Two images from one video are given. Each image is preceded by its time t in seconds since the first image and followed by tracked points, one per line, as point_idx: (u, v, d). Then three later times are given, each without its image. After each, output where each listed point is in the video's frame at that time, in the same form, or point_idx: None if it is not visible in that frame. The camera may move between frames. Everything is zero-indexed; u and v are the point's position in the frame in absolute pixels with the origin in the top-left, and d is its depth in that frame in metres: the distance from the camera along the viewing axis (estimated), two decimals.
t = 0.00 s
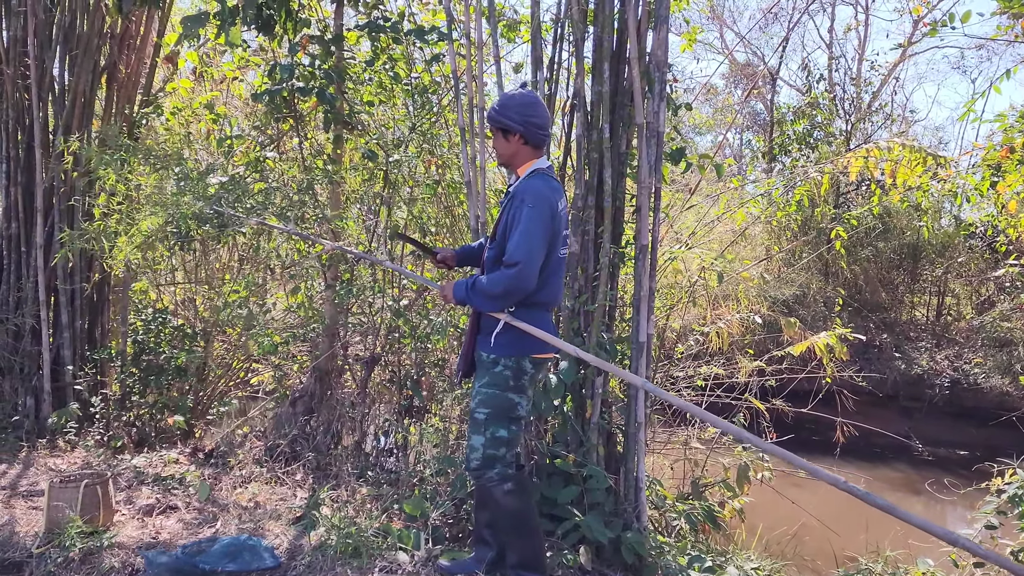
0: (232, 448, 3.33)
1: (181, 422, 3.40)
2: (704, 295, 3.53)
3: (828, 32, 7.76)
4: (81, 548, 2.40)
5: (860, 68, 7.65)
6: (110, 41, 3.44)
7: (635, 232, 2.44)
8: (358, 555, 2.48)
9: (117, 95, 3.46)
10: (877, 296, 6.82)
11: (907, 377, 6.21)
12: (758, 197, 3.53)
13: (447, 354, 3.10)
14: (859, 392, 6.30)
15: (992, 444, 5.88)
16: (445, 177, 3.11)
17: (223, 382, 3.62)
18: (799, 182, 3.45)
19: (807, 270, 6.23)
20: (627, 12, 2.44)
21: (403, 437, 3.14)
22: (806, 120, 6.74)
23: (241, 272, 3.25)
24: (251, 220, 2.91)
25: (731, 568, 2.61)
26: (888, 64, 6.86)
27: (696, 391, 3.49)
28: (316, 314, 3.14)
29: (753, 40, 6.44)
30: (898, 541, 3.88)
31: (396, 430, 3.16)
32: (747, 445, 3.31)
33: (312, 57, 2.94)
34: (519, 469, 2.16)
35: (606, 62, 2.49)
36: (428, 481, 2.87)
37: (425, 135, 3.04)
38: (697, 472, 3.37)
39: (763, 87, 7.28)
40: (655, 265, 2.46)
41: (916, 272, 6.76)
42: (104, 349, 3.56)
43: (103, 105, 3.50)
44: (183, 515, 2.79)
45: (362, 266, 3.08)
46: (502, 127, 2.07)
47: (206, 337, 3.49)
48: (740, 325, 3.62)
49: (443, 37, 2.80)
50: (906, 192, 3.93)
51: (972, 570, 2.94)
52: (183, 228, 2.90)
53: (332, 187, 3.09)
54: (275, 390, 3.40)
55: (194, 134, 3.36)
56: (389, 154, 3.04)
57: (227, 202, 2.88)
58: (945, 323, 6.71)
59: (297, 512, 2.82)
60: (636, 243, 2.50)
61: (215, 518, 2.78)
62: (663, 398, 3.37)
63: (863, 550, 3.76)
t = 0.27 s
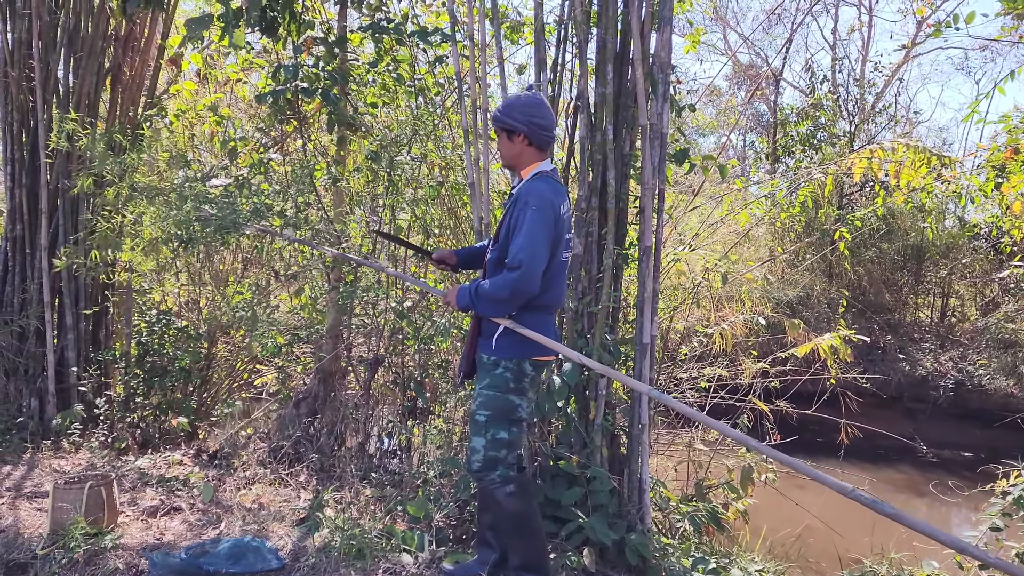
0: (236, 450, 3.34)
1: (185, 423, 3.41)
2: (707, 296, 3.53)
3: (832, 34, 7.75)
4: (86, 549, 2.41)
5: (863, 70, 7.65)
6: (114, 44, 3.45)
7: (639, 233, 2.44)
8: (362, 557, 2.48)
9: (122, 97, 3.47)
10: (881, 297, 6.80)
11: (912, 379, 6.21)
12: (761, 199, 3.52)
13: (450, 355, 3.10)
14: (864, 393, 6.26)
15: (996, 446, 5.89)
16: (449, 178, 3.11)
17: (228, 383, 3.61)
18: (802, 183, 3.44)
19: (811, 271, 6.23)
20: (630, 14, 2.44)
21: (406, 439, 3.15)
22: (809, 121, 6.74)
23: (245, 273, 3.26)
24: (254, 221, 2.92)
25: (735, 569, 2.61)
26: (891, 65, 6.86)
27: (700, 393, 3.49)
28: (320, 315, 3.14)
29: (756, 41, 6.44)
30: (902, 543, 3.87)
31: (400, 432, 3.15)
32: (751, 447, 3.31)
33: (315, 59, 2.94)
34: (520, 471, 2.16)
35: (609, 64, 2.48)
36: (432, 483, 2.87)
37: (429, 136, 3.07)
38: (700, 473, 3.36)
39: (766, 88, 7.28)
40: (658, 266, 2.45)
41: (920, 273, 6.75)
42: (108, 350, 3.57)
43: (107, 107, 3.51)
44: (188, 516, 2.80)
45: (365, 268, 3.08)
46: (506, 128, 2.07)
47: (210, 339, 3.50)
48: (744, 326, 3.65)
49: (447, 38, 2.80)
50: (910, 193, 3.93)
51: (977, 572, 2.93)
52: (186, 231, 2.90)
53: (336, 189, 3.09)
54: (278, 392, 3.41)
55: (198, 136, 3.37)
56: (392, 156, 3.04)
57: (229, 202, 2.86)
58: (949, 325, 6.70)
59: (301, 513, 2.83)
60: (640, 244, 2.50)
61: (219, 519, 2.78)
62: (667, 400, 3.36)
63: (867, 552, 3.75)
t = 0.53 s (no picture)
0: (237, 449, 3.34)
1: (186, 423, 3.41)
2: (708, 297, 3.53)
3: (834, 34, 7.75)
4: (87, 548, 2.40)
5: (865, 70, 7.65)
6: (115, 43, 3.45)
7: (641, 233, 2.44)
8: (363, 556, 2.48)
9: (123, 96, 3.48)
10: (883, 298, 6.80)
11: (913, 379, 6.21)
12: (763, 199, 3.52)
13: (451, 355, 3.11)
14: (865, 393, 6.25)
15: (997, 447, 5.89)
16: (450, 178, 3.12)
17: (229, 382, 3.60)
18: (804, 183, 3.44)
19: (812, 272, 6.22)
20: (632, 13, 2.43)
21: (408, 438, 3.15)
22: (811, 121, 6.74)
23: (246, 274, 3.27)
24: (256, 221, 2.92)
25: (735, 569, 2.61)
26: (893, 66, 6.85)
27: (702, 393, 3.49)
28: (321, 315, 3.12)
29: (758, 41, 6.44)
30: (903, 543, 3.87)
31: (401, 432, 3.16)
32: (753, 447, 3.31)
33: (317, 59, 2.94)
34: (520, 471, 2.16)
35: (611, 63, 2.48)
36: (433, 483, 2.87)
37: (430, 136, 3.08)
38: (702, 473, 3.36)
39: (767, 88, 7.27)
40: (660, 266, 2.45)
41: (922, 274, 6.74)
42: (109, 349, 3.57)
43: (109, 106, 3.52)
44: (189, 515, 2.79)
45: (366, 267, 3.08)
46: (508, 127, 2.07)
47: (211, 338, 3.50)
48: (745, 326, 3.64)
49: (449, 38, 2.80)
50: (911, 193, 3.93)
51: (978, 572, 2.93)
52: (188, 230, 2.90)
53: (337, 188, 3.10)
54: (279, 392, 3.39)
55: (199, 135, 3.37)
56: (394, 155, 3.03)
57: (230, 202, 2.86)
58: (950, 325, 6.70)
59: (302, 513, 2.82)
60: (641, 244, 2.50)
61: (219, 518, 2.78)
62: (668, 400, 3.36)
63: (868, 552, 3.75)
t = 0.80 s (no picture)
0: (236, 448, 3.34)
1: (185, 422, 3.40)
2: (708, 296, 3.53)
3: (834, 34, 7.75)
4: (85, 546, 2.40)
5: (866, 70, 7.64)
6: (115, 41, 3.45)
7: (640, 233, 2.44)
8: (362, 555, 2.48)
9: (123, 95, 3.47)
10: (883, 298, 6.79)
11: (912, 380, 6.21)
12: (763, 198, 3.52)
13: (451, 354, 3.10)
14: (865, 393, 6.25)
15: (996, 447, 5.89)
16: (450, 177, 3.12)
17: (228, 383, 3.59)
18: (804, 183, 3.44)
19: (812, 272, 6.22)
20: (632, 12, 2.43)
21: (407, 437, 3.15)
22: (811, 121, 6.74)
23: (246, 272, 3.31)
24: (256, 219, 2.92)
25: (734, 569, 2.61)
26: (894, 66, 6.85)
27: (701, 393, 3.49)
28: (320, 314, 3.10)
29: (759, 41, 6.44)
30: (902, 543, 3.88)
31: (400, 431, 3.16)
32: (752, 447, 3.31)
33: (317, 57, 2.92)
34: (519, 471, 2.16)
35: (611, 63, 2.48)
36: (432, 482, 2.87)
37: (430, 135, 3.04)
38: (701, 473, 3.36)
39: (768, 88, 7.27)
40: (659, 266, 2.45)
41: (922, 274, 6.74)
42: (108, 348, 3.57)
43: (109, 104, 3.51)
44: (187, 514, 2.79)
45: (365, 266, 3.07)
46: (500, 126, 2.07)
47: (211, 337, 3.50)
48: (744, 326, 3.65)
49: (449, 37, 2.80)
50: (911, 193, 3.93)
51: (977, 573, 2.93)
52: (187, 229, 2.90)
53: (337, 187, 3.09)
54: (279, 390, 3.41)
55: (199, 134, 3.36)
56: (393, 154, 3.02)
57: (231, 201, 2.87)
58: (950, 326, 6.70)
59: (301, 512, 2.82)
60: (641, 244, 2.50)
61: (218, 517, 2.78)
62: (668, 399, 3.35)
63: (867, 552, 3.76)
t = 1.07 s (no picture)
0: (236, 447, 3.34)
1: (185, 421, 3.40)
2: (709, 297, 3.53)
3: (835, 34, 7.74)
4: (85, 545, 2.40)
5: (866, 70, 7.64)
6: (116, 40, 3.44)
7: (641, 233, 2.44)
8: (362, 554, 2.48)
9: (124, 94, 3.48)
10: (883, 298, 6.78)
11: (912, 380, 6.22)
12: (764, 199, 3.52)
13: (451, 353, 3.11)
14: (865, 394, 6.25)
15: (996, 448, 5.89)
16: (450, 177, 3.13)
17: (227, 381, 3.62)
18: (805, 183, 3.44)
19: (813, 272, 6.22)
20: (633, 13, 2.43)
21: (407, 437, 3.15)
22: (812, 121, 6.74)
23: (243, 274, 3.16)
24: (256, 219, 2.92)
25: (734, 569, 2.61)
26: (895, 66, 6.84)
27: (701, 393, 3.49)
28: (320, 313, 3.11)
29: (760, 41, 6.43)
30: (902, 544, 3.88)
31: (400, 430, 3.16)
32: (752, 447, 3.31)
33: (317, 56, 2.91)
34: (519, 470, 2.16)
35: (612, 63, 2.49)
36: (432, 481, 2.87)
37: (430, 135, 3.10)
38: (701, 473, 3.37)
39: (769, 88, 7.27)
40: (660, 266, 2.45)
41: (922, 275, 6.73)
42: (109, 346, 3.57)
43: (110, 103, 3.51)
44: (187, 513, 2.80)
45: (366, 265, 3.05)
46: (500, 126, 2.07)
47: (211, 336, 3.51)
48: (744, 326, 3.65)
49: (450, 36, 2.80)
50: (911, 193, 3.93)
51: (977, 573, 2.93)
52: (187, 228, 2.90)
53: (338, 186, 3.10)
54: (279, 390, 3.42)
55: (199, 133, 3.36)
56: (394, 154, 3.02)
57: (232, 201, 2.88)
58: (950, 326, 6.71)
59: (301, 511, 2.82)
60: (641, 244, 2.50)
61: (218, 516, 2.78)
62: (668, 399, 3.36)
63: (867, 552, 3.76)
